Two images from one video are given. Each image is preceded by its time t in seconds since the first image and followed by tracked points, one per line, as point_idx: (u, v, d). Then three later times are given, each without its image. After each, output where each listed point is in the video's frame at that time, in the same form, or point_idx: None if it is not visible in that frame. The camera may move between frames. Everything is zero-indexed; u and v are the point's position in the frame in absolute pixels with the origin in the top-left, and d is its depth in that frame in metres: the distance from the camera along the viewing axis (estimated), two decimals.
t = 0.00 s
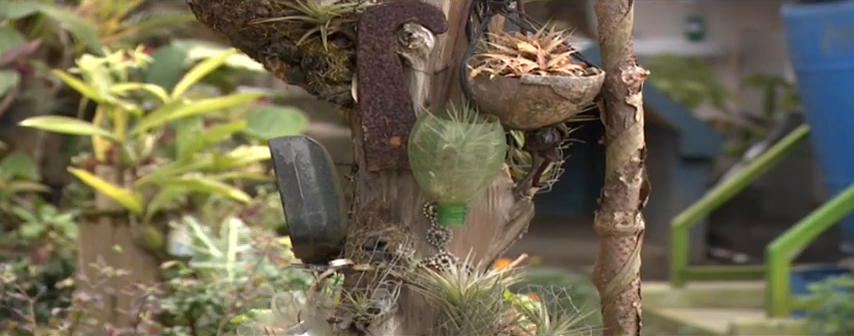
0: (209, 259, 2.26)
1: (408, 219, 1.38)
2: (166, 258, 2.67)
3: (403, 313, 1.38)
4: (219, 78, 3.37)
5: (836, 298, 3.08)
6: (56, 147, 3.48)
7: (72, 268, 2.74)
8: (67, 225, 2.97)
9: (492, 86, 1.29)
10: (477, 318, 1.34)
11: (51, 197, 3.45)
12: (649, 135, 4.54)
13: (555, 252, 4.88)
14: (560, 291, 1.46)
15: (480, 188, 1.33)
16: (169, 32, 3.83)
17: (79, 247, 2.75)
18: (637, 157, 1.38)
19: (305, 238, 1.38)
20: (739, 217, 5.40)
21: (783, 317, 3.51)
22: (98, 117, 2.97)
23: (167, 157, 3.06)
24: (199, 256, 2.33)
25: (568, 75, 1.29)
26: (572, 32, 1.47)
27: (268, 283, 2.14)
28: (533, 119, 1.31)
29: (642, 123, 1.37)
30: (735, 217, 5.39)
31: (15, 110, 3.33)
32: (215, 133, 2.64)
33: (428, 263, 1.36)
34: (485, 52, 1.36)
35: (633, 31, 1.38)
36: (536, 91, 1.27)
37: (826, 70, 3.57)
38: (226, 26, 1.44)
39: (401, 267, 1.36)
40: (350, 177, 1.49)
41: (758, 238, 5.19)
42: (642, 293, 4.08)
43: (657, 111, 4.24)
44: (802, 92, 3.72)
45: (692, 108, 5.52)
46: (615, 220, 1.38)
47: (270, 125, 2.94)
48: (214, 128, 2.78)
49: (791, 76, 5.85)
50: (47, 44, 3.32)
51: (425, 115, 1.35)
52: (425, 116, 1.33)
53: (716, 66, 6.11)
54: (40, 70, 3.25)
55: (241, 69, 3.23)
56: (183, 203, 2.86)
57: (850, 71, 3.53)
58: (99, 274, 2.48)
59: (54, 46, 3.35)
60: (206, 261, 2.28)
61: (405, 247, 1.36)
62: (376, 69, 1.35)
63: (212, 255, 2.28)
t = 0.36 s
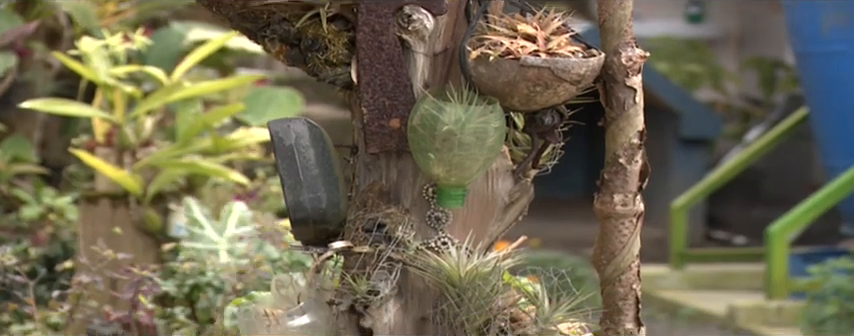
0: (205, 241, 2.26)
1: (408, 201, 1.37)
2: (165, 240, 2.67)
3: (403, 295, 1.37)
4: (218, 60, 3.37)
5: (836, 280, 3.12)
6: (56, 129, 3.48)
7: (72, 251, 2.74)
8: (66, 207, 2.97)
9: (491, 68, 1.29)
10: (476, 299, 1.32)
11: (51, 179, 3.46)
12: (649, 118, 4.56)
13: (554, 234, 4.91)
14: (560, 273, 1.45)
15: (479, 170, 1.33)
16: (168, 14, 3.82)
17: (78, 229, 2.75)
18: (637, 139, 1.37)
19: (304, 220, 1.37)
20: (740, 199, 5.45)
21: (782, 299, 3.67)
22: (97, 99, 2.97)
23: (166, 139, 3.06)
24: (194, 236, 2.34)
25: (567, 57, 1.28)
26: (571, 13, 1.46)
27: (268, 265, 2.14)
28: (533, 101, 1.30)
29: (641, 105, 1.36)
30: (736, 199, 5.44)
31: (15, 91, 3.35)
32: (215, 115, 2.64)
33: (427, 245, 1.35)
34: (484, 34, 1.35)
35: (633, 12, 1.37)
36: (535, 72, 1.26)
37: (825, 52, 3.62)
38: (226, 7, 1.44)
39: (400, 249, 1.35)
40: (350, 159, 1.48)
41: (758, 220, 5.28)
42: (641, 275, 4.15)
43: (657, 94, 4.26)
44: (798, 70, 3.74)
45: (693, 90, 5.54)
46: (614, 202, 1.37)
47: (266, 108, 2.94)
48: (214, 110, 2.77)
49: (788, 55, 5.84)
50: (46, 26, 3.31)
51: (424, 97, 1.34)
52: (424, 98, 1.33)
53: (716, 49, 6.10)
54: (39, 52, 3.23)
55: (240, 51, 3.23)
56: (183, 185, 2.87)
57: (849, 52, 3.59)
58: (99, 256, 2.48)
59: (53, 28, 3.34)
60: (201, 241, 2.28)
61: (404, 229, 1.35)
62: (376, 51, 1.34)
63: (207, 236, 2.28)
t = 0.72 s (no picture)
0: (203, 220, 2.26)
1: (407, 180, 1.36)
2: (166, 220, 2.67)
3: (402, 274, 1.35)
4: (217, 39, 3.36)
5: (836, 259, 3.18)
6: (55, 108, 3.49)
7: (71, 230, 2.74)
8: (66, 187, 2.98)
9: (491, 47, 1.28)
10: (476, 279, 1.30)
11: (50, 158, 3.47)
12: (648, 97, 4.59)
13: (553, 213, 4.94)
14: (559, 252, 1.40)
15: (478, 150, 1.32)
16: None
17: (77, 209, 2.75)
18: (637, 118, 1.32)
19: (303, 199, 1.34)
20: (740, 179, 5.51)
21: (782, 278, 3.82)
22: (96, 79, 2.97)
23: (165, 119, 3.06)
24: (190, 213, 2.34)
25: (567, 36, 1.27)
26: None
27: (268, 244, 2.16)
28: (532, 80, 1.29)
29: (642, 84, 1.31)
30: (736, 179, 5.52)
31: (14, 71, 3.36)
32: (215, 94, 2.62)
33: (427, 225, 1.33)
34: (484, 13, 1.33)
35: None
36: (535, 52, 1.26)
37: (824, 30, 3.71)
38: None
39: (400, 228, 1.32)
40: (350, 138, 1.46)
41: (758, 199, 5.45)
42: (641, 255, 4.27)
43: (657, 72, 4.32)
44: (800, 50, 3.85)
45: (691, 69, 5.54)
46: (614, 181, 1.32)
47: (266, 87, 2.94)
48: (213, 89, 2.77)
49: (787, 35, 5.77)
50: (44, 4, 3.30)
51: (424, 76, 1.33)
52: (424, 77, 1.31)
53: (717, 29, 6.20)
54: (38, 31, 3.22)
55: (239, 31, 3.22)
56: (183, 165, 2.88)
57: (847, 31, 3.66)
58: (98, 236, 2.48)
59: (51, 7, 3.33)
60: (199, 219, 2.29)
61: (404, 208, 1.33)
62: (375, 30, 1.33)
63: (204, 214, 2.29)
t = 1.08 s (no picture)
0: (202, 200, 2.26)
1: (406, 160, 1.31)
2: (165, 199, 2.68)
3: (401, 254, 1.30)
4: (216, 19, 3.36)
5: (835, 239, 3.35)
6: (54, 88, 3.50)
7: (70, 209, 2.75)
8: (65, 168, 2.98)
9: (490, 27, 1.24)
10: (475, 259, 1.27)
11: (49, 138, 3.48)
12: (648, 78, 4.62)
13: (552, 194, 4.99)
14: (558, 232, 1.38)
15: (478, 130, 1.28)
16: None
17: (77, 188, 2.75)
18: (636, 98, 1.28)
19: (303, 179, 1.30)
20: (739, 159, 5.70)
21: (780, 258, 3.97)
22: (94, 59, 2.96)
23: (164, 99, 3.06)
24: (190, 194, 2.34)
25: (566, 16, 1.24)
26: None
27: (267, 224, 2.17)
28: (531, 60, 1.26)
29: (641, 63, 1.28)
30: (735, 159, 5.70)
31: (13, 51, 3.36)
32: (215, 74, 2.62)
33: (426, 204, 1.29)
34: None
35: None
36: (535, 32, 1.22)
37: (825, 11, 3.89)
38: None
39: (399, 208, 1.28)
40: (349, 118, 1.40)
41: (757, 180, 5.60)
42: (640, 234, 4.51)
43: (654, 51, 4.53)
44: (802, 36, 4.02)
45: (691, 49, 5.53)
46: (613, 161, 1.28)
47: (266, 67, 2.93)
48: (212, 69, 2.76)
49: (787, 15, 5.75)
50: None
51: (424, 56, 1.28)
52: (423, 57, 1.27)
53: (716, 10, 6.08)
54: (36, 11, 3.21)
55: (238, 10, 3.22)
56: (182, 144, 2.88)
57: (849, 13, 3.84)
58: (98, 215, 2.49)
59: None
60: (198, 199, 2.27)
61: (403, 188, 1.29)
62: (374, 8, 1.29)
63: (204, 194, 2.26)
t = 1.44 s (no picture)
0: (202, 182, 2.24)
1: (406, 141, 1.30)
2: (164, 180, 2.69)
3: (401, 235, 1.29)
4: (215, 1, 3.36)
5: (834, 220, 3.39)
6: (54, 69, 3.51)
7: (70, 190, 2.76)
8: (64, 149, 2.99)
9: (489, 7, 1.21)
10: (475, 240, 1.25)
11: (49, 119, 3.49)
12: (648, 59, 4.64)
13: (551, 175, 5.01)
14: (559, 213, 1.36)
15: (478, 111, 1.25)
16: None
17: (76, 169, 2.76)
18: (636, 79, 1.26)
19: (303, 160, 1.26)
20: (737, 140, 5.73)
21: (780, 239, 3.99)
22: (93, 40, 2.96)
23: (164, 80, 3.06)
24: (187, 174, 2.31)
25: None
26: None
27: (267, 206, 2.17)
28: (531, 41, 1.23)
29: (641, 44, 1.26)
30: (734, 140, 5.73)
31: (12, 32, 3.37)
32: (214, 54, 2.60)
33: (426, 185, 1.28)
34: None
35: None
36: (534, 12, 1.20)
37: None
38: None
39: (399, 188, 1.27)
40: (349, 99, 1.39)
41: (757, 161, 5.64)
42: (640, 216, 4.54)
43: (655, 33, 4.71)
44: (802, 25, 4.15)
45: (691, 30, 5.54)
46: (613, 142, 1.26)
47: (267, 48, 2.92)
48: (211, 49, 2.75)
49: None
50: None
51: (423, 36, 1.26)
52: (423, 38, 1.24)
53: None
54: None
55: None
56: (181, 125, 2.88)
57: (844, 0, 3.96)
58: (97, 196, 2.49)
59: None
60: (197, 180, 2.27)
61: (403, 169, 1.28)
62: None
63: (202, 175, 2.27)
